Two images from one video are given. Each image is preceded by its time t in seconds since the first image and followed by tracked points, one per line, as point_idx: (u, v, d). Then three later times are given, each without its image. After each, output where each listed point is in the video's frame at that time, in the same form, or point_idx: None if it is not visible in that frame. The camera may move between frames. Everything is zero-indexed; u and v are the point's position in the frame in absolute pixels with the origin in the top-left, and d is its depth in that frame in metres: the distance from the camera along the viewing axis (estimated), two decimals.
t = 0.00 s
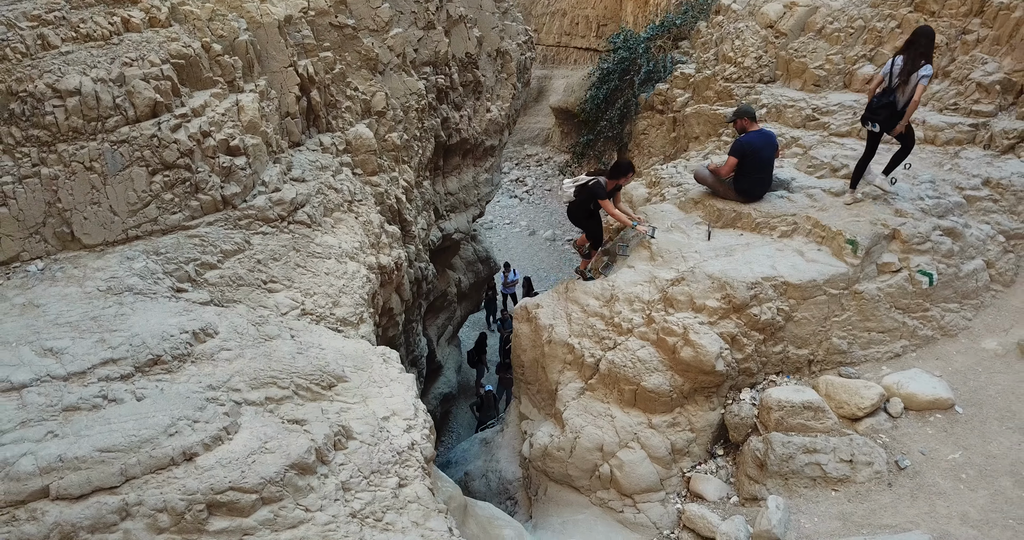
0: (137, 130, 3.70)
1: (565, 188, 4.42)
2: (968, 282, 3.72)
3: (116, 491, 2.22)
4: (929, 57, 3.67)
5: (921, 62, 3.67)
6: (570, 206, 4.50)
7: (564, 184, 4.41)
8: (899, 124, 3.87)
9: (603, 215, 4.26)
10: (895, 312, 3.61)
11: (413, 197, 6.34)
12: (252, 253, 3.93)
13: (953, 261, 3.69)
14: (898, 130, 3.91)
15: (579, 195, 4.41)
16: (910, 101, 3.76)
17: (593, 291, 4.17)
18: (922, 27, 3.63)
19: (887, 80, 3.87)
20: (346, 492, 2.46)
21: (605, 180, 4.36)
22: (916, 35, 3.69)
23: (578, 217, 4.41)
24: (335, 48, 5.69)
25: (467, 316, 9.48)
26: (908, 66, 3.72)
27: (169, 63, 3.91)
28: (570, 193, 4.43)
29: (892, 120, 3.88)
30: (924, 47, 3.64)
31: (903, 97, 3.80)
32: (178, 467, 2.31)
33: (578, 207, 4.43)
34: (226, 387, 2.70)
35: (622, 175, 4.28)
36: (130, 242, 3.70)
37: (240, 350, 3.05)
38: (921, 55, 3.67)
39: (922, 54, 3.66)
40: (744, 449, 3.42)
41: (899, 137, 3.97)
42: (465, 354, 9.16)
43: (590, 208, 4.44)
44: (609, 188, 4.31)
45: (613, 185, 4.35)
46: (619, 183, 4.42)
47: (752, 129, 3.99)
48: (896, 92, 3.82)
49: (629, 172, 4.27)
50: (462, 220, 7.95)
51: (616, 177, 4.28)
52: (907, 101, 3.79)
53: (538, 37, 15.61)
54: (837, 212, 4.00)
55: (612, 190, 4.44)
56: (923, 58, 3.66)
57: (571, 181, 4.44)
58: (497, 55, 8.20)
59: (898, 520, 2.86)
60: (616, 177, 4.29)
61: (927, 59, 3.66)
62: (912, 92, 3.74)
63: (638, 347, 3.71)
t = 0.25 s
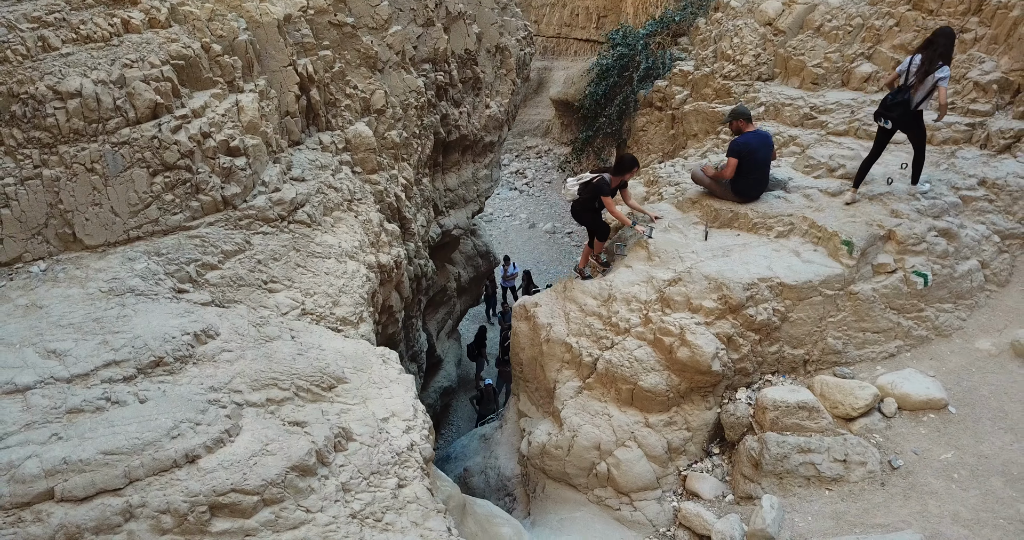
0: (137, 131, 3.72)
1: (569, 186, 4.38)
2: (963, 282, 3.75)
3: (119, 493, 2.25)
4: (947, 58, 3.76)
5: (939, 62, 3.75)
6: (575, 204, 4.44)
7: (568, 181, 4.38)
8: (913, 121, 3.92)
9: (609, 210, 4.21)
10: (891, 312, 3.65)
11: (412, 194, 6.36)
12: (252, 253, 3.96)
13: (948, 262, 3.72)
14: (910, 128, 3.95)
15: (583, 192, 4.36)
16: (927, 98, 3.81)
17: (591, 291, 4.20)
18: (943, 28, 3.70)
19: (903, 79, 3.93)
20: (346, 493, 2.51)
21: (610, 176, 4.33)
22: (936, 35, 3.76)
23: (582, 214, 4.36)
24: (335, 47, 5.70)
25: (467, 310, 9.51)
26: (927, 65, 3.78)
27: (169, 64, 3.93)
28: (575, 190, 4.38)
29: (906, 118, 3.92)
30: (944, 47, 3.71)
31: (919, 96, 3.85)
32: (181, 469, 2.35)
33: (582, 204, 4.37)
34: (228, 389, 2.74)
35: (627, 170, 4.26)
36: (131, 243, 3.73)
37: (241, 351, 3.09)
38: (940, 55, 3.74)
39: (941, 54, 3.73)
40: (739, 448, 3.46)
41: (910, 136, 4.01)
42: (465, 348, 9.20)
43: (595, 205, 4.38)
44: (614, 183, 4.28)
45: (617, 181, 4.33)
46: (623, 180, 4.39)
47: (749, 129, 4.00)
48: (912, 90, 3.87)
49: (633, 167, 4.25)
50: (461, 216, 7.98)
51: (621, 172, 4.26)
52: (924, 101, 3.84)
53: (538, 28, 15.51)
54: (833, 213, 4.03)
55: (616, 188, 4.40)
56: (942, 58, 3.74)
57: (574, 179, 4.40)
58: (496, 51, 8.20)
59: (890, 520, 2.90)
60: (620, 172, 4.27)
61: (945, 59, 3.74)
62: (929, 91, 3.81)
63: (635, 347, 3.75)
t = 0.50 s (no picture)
0: (138, 133, 3.75)
1: (575, 183, 4.31)
2: (958, 283, 3.78)
3: (124, 495, 2.29)
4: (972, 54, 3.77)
5: (964, 58, 3.76)
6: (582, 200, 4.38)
7: (574, 179, 4.31)
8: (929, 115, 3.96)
9: (613, 211, 4.16)
10: (886, 313, 3.68)
11: (412, 191, 6.39)
12: (254, 254, 3.99)
13: (943, 263, 3.75)
14: (928, 120, 4.01)
15: (590, 189, 4.29)
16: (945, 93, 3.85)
17: (590, 290, 4.24)
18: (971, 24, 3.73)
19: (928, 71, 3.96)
20: (347, 494, 2.55)
21: (619, 173, 4.21)
22: (965, 31, 3.79)
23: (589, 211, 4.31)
24: (334, 45, 5.71)
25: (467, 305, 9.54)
26: (951, 60, 3.79)
27: (170, 65, 3.94)
28: (581, 188, 4.30)
29: (923, 109, 3.99)
30: (969, 43, 3.73)
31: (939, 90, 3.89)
32: (184, 471, 2.39)
33: (588, 201, 4.32)
34: (230, 391, 2.78)
35: (635, 168, 4.12)
36: (133, 244, 3.76)
37: (243, 352, 3.12)
38: (964, 50, 3.76)
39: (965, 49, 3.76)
40: (736, 448, 3.50)
41: (929, 131, 4.06)
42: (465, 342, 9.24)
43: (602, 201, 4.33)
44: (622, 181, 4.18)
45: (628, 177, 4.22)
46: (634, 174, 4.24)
47: (746, 131, 4.03)
48: (933, 83, 3.90)
49: (642, 165, 4.11)
50: (461, 212, 7.99)
51: (629, 170, 4.12)
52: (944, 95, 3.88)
53: (538, 19, 15.42)
54: (831, 213, 4.06)
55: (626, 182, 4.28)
56: (966, 53, 3.75)
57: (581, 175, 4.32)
58: (496, 47, 8.20)
59: (884, 520, 2.94)
60: (628, 170, 4.15)
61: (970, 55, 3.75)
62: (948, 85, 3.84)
63: (633, 347, 3.78)
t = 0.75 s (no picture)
0: (141, 135, 3.77)
1: (580, 175, 4.39)
2: (955, 283, 3.81)
3: (131, 496, 2.34)
4: (984, 51, 3.80)
5: (976, 54, 3.78)
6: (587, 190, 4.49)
7: (579, 170, 4.38)
8: (937, 109, 4.03)
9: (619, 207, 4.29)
10: (883, 313, 3.72)
11: (413, 189, 6.41)
12: (256, 254, 4.02)
13: (940, 264, 3.78)
14: (936, 115, 4.07)
15: (595, 182, 4.39)
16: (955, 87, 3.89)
17: (589, 290, 4.27)
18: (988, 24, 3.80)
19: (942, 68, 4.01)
20: (350, 495, 2.59)
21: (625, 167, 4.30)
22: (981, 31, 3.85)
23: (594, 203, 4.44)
24: (335, 44, 5.72)
25: (467, 299, 9.57)
26: (962, 55, 3.83)
27: (171, 67, 3.96)
28: (587, 180, 4.40)
29: (929, 104, 4.06)
30: (982, 40, 3.79)
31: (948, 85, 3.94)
32: (189, 473, 2.43)
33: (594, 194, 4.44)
34: (234, 393, 2.82)
35: (641, 165, 4.21)
36: (136, 245, 3.79)
37: (247, 354, 3.16)
38: (977, 47, 3.80)
39: (978, 46, 3.80)
40: (733, 447, 3.54)
41: (938, 127, 4.11)
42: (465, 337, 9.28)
43: (607, 192, 4.44)
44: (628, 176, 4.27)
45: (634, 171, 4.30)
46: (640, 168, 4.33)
47: (745, 132, 4.06)
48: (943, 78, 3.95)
49: (647, 161, 4.21)
50: (461, 208, 8.02)
51: (635, 166, 4.21)
52: (953, 90, 3.93)
53: (539, 10, 15.28)
54: (828, 214, 4.09)
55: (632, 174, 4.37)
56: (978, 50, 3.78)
57: (586, 167, 4.38)
58: (496, 43, 8.20)
59: (879, 519, 2.98)
60: (634, 166, 4.24)
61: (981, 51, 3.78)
62: (959, 80, 3.86)
63: (632, 347, 3.82)
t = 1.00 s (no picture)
0: (144, 137, 3.80)
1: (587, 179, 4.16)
2: (951, 285, 3.84)
3: (138, 499, 2.38)
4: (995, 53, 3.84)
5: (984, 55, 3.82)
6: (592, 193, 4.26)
7: (586, 174, 4.15)
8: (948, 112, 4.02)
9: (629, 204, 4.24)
10: (880, 315, 3.75)
11: (414, 187, 6.44)
12: (258, 255, 4.05)
13: (937, 265, 3.82)
14: (942, 116, 4.05)
15: (602, 183, 4.19)
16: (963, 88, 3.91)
17: (589, 290, 4.30)
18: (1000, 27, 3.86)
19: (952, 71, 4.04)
20: (353, 497, 2.63)
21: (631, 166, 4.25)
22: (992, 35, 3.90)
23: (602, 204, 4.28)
24: (336, 43, 5.73)
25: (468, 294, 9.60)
26: (970, 57, 3.88)
27: (174, 69, 3.98)
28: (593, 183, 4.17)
29: (939, 105, 4.06)
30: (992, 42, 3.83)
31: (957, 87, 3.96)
32: (195, 476, 2.47)
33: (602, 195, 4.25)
34: (238, 395, 2.85)
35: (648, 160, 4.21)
36: (140, 246, 3.82)
37: (250, 356, 3.20)
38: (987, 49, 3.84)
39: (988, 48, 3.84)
40: (731, 447, 3.59)
41: (949, 130, 4.09)
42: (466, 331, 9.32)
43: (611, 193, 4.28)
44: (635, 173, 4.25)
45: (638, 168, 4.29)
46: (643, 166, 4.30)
47: (742, 134, 4.08)
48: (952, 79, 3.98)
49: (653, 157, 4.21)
50: (462, 205, 8.03)
51: (641, 162, 4.20)
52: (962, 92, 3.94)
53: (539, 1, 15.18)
54: (827, 215, 4.12)
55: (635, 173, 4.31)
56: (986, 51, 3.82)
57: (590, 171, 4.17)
58: (496, 40, 8.20)
59: (874, 519, 3.03)
60: (641, 162, 4.22)
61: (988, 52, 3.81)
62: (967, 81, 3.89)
63: (631, 347, 3.85)
